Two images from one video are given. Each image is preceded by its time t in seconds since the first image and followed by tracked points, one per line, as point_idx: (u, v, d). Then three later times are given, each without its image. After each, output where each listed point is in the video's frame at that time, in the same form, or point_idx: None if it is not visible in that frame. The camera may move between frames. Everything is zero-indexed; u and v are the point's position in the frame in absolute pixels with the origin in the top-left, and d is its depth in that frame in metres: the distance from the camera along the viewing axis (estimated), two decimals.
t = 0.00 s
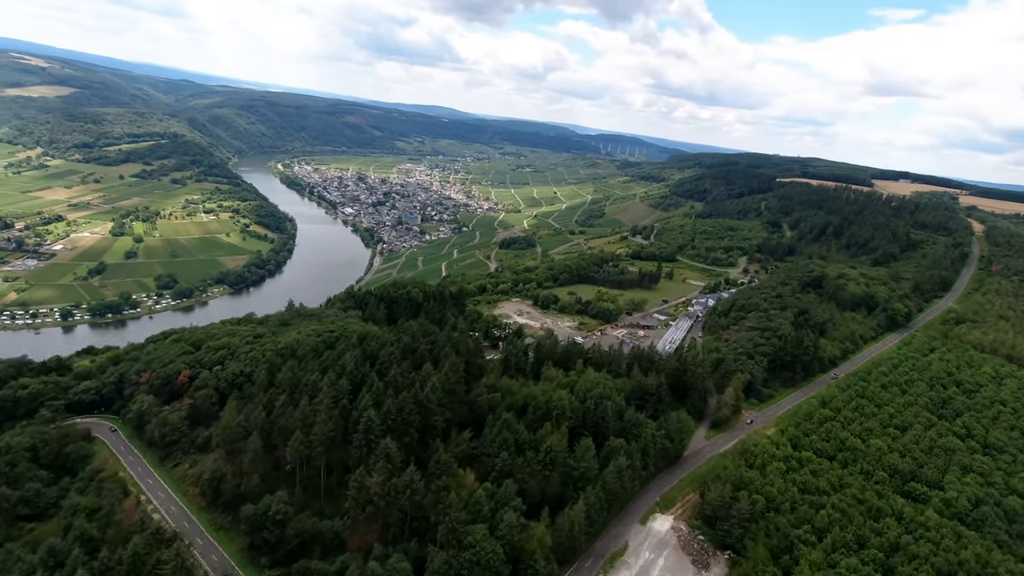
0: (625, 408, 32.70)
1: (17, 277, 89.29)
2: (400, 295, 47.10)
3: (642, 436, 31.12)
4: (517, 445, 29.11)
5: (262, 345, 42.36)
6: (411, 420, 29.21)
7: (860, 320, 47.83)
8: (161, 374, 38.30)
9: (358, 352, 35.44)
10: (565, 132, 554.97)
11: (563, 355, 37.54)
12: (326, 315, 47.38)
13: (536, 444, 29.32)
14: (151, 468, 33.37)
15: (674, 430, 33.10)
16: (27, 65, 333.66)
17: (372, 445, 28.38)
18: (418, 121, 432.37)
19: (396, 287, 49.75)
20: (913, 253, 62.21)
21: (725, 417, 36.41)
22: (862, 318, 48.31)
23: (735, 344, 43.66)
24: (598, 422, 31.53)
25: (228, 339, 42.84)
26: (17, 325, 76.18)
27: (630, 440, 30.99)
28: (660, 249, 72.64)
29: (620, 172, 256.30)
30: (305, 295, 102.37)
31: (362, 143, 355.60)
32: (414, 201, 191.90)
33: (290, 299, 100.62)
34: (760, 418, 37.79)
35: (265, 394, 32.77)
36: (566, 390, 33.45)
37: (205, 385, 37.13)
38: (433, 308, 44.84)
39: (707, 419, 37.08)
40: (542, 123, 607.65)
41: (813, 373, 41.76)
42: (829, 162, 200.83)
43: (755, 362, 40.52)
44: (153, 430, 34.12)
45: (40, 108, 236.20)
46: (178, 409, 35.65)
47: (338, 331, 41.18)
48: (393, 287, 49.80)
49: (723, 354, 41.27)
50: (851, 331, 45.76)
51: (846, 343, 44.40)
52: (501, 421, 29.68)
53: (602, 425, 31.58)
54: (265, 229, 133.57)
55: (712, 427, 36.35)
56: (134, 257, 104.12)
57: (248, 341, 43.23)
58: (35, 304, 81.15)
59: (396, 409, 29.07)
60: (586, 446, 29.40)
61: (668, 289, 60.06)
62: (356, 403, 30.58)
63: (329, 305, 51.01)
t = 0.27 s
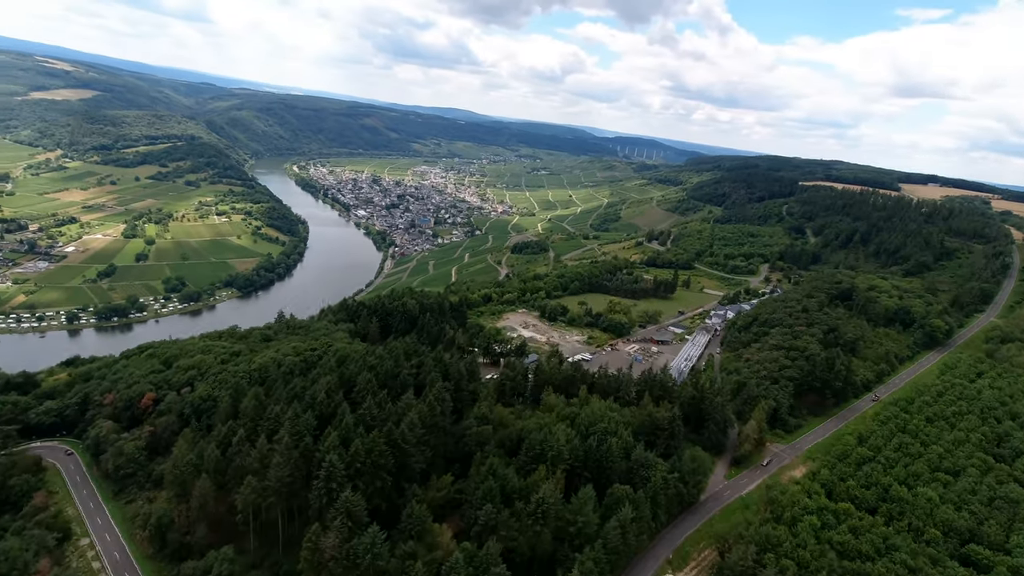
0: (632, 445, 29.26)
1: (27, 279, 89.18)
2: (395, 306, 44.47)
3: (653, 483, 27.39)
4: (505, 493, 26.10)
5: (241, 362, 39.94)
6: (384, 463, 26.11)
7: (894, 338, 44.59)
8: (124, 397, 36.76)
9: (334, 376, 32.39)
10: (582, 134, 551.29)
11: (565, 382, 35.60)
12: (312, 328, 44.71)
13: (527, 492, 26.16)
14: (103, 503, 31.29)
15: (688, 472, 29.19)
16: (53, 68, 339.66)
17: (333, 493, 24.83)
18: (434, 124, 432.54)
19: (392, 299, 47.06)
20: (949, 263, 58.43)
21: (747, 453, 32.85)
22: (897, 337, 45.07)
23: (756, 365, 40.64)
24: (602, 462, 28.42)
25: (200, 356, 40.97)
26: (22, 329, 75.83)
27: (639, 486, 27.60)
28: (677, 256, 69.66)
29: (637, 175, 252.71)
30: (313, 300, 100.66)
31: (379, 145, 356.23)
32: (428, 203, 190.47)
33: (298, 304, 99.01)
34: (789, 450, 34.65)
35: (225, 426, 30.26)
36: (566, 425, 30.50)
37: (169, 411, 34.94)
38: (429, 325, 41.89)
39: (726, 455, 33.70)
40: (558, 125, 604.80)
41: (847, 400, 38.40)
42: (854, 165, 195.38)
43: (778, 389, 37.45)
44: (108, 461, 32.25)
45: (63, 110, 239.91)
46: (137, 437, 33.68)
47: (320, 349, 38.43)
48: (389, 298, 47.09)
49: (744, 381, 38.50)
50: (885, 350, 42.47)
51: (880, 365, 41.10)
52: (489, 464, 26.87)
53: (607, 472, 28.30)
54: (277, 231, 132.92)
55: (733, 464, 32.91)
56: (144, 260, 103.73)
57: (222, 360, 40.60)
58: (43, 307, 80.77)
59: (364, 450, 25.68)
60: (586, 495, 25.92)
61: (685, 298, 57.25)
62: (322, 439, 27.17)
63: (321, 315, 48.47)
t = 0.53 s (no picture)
0: (639, 494, 26.22)
1: (37, 280, 88.92)
2: (385, 320, 41.59)
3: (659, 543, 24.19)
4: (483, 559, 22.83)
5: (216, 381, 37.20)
6: (344, 519, 22.78)
7: (936, 357, 41.19)
8: (78, 425, 33.99)
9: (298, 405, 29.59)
10: (599, 136, 546.97)
11: (566, 414, 33.08)
12: (293, 344, 41.98)
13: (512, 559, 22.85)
14: (43, 548, 28.05)
15: (705, 524, 25.76)
16: (76, 71, 345.24)
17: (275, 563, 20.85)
18: (451, 125, 432.24)
19: (386, 310, 44.37)
20: (988, 272, 54.73)
21: (772, 499, 29.30)
22: (939, 356, 41.51)
23: (782, 389, 37.24)
24: (603, 517, 25.28)
25: (165, 377, 38.32)
26: (27, 332, 75.37)
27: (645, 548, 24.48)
28: (694, 262, 66.54)
29: (655, 177, 248.74)
30: (322, 305, 98.86)
31: (394, 146, 356.40)
32: (442, 205, 188.83)
33: (308, 308, 97.30)
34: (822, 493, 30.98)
35: (170, 468, 26.89)
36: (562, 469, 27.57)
37: (121, 442, 31.89)
38: (424, 342, 39.68)
39: (749, 499, 30.21)
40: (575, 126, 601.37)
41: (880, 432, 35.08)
42: (878, 167, 189.87)
43: (811, 421, 33.62)
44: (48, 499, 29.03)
45: (84, 113, 243.03)
46: (82, 472, 30.60)
47: (294, 368, 35.65)
48: (383, 309, 44.38)
49: (768, 411, 35.28)
50: (926, 372, 39.21)
51: (920, 389, 37.84)
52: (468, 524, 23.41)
53: (609, 527, 24.99)
54: (288, 234, 132.03)
55: (756, 510, 29.46)
56: (154, 262, 103.20)
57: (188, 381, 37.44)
58: (50, 310, 80.27)
59: (319, 509, 22.36)
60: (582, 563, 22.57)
61: (703, 308, 54.33)
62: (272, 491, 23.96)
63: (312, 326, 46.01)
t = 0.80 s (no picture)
0: (642, 558, 23.06)
1: (42, 279, 88.14)
2: (375, 331, 39.14)
3: None
4: None
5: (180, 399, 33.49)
6: None
7: (980, 384, 38.38)
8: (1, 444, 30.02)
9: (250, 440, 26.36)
10: (615, 136, 542.02)
11: (560, 451, 29.55)
12: (272, 357, 39.31)
13: None
14: None
15: None
16: (96, 71, 348.92)
17: None
18: (465, 125, 431.20)
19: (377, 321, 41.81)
20: None
21: (798, 558, 25.37)
22: (983, 381, 38.83)
23: (811, 415, 33.82)
24: None
25: (119, 399, 33.80)
26: (28, 332, 74.39)
27: None
28: (710, 268, 63.42)
29: (670, 179, 245.04)
30: (328, 308, 97.04)
31: (409, 146, 355.70)
32: (454, 206, 186.90)
33: (313, 311, 95.49)
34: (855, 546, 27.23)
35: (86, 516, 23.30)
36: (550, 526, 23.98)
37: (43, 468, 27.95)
38: (412, 359, 37.52)
39: (770, 552, 26.84)
40: (591, 127, 597.26)
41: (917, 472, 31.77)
42: (902, 170, 184.57)
43: (841, 461, 29.99)
44: None
45: (102, 111, 244.99)
46: None
47: (263, 386, 32.57)
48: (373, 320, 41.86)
49: (793, 446, 31.73)
50: (970, 401, 36.43)
51: (963, 421, 34.93)
52: None
53: None
54: (297, 233, 130.85)
55: (777, 569, 25.85)
56: (161, 261, 102.24)
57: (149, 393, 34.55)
58: (52, 309, 79.31)
59: None
60: None
61: (719, 319, 51.42)
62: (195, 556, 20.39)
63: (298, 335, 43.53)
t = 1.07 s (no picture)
0: None
1: (49, 276, 87.59)
2: (359, 346, 37.16)
3: None
4: None
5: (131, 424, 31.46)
6: None
7: None
8: None
9: (181, 487, 24.62)
10: (633, 137, 536.43)
11: (547, 504, 26.87)
12: (249, 372, 37.74)
13: None
14: None
15: None
16: (119, 68, 352.97)
17: None
18: (482, 124, 429.39)
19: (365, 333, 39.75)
20: None
21: None
22: None
23: (847, 454, 30.58)
24: None
25: (64, 424, 31.72)
26: (30, 329, 73.54)
27: None
28: (729, 277, 60.36)
29: (689, 181, 240.92)
30: (335, 309, 95.12)
31: (425, 145, 354.77)
32: (468, 206, 184.93)
33: (320, 313, 93.62)
34: None
35: None
36: None
37: None
38: (399, 379, 35.22)
39: None
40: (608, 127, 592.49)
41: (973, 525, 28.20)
42: (929, 174, 178.90)
43: (882, 515, 26.33)
44: None
45: (122, 108, 247.20)
46: None
47: (219, 415, 30.65)
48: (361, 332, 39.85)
49: (828, 493, 28.42)
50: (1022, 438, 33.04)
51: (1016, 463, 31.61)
52: None
53: None
54: (308, 232, 129.74)
55: None
56: (170, 259, 101.45)
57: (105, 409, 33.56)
58: (57, 307, 78.52)
59: None
60: None
61: (738, 332, 48.46)
62: None
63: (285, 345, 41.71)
